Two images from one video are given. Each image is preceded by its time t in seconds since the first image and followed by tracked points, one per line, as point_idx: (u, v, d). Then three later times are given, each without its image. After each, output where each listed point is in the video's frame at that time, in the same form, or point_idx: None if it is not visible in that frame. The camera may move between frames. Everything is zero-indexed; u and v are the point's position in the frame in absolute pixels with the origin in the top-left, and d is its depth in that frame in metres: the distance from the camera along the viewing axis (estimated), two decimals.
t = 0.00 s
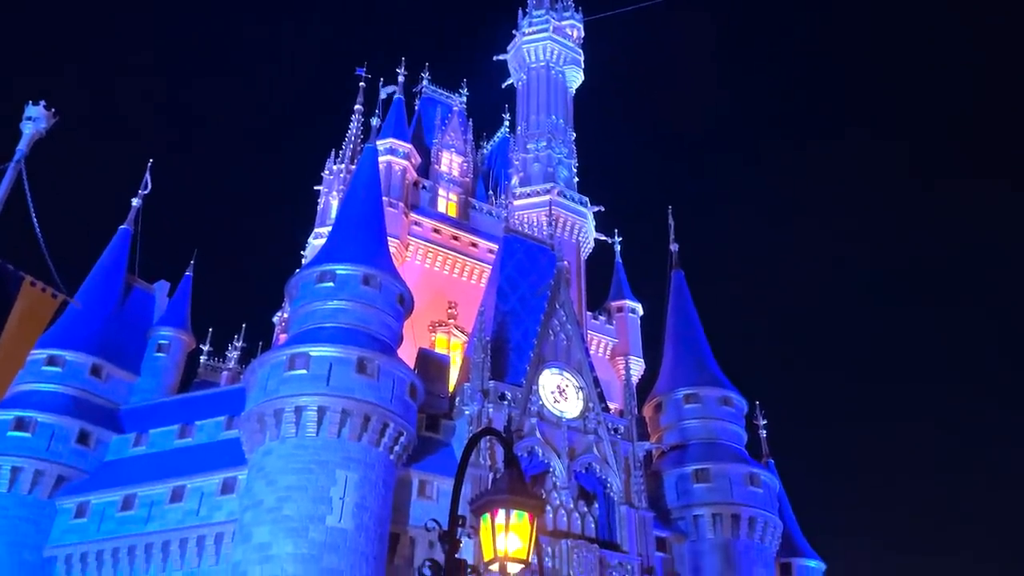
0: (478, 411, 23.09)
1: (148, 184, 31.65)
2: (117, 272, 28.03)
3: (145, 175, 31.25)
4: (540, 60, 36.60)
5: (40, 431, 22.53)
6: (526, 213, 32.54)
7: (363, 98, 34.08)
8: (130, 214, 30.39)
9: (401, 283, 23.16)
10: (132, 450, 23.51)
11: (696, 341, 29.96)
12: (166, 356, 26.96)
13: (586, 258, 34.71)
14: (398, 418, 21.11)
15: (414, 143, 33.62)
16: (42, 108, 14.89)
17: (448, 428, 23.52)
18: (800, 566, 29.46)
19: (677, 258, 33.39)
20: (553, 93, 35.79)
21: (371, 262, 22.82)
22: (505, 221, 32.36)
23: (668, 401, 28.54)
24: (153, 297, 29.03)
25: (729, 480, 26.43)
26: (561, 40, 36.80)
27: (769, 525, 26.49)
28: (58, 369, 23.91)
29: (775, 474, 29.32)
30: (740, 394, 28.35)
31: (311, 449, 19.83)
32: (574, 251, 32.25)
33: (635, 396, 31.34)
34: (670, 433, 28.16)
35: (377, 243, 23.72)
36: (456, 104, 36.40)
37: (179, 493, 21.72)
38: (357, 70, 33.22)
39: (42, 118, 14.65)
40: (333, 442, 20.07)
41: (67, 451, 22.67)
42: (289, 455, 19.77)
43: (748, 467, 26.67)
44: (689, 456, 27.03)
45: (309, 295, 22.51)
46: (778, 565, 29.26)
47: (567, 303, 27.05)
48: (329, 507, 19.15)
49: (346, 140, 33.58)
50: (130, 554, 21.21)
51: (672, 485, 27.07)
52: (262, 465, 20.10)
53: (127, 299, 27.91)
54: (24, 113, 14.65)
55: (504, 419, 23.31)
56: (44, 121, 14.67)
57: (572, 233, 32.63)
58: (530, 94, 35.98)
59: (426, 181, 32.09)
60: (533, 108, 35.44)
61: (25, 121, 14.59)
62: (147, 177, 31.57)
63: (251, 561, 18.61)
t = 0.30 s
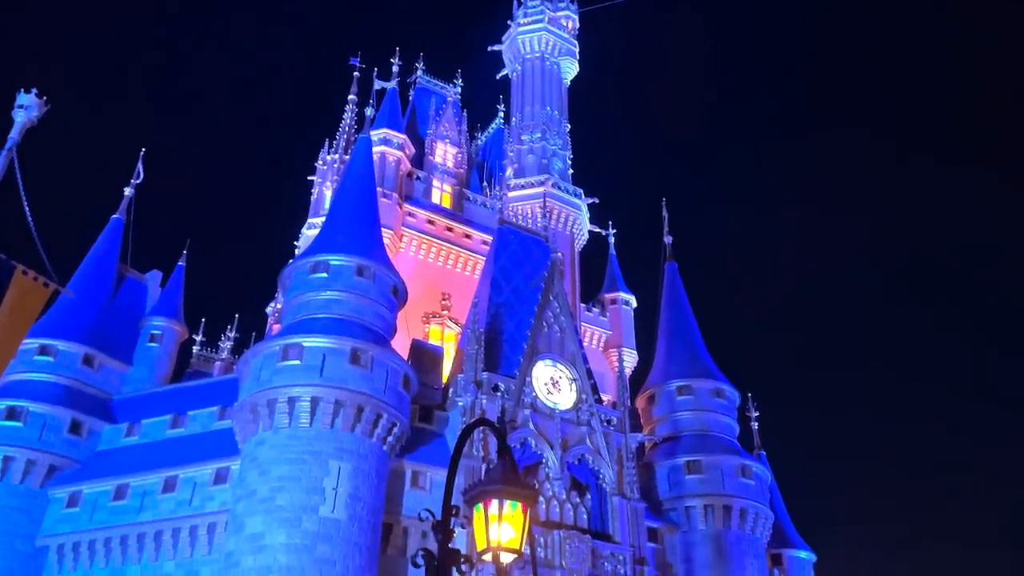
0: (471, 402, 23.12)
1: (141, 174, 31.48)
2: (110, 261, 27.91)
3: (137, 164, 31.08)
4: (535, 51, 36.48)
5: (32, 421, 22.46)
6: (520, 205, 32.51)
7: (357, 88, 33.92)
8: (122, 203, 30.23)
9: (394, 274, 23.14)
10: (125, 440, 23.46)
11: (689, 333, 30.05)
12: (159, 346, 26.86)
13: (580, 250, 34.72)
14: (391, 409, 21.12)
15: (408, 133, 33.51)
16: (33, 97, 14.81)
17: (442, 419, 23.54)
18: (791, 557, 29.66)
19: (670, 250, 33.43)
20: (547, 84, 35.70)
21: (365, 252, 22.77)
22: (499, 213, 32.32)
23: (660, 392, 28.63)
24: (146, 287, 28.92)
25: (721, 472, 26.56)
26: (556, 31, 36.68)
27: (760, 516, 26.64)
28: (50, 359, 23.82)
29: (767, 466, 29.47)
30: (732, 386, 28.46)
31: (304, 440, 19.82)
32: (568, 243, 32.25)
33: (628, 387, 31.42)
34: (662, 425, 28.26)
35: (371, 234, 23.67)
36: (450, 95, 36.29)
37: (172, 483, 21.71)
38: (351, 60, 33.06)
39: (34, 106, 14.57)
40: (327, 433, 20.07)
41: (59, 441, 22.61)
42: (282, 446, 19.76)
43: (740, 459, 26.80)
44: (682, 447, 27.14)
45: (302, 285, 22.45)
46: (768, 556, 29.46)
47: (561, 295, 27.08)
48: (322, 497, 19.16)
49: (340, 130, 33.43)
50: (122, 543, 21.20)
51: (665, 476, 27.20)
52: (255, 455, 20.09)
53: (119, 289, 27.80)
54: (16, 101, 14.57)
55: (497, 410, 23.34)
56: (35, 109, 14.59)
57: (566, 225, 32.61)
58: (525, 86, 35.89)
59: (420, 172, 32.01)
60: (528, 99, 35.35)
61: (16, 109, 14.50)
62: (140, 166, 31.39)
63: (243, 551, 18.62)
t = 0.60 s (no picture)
0: (465, 393, 23.15)
1: (132, 163, 31.29)
2: (101, 251, 27.76)
3: (129, 153, 30.88)
4: (530, 42, 36.38)
5: (24, 410, 22.37)
6: (514, 196, 32.47)
7: (350, 78, 33.77)
8: (114, 192, 30.04)
9: (388, 265, 23.11)
10: (117, 430, 23.41)
11: (681, 325, 30.14)
12: (151, 335, 26.77)
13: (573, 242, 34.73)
14: (384, 400, 21.13)
15: (402, 124, 33.40)
16: (25, 84, 14.75)
17: (435, 410, 23.57)
18: (781, 548, 29.88)
19: (664, 243, 33.47)
20: (542, 75, 35.62)
21: (358, 243, 22.72)
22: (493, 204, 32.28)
23: (653, 384, 28.72)
24: (138, 277, 28.79)
25: (713, 463, 26.71)
26: (550, 22, 36.58)
27: (751, 507, 26.81)
28: (41, 348, 23.71)
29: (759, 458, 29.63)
30: (725, 378, 28.57)
31: (297, 431, 19.82)
32: (562, 234, 32.25)
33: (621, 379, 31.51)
34: (655, 416, 28.37)
35: (364, 225, 23.62)
36: (444, 86, 36.18)
37: (164, 473, 21.69)
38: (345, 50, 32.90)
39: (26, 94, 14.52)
40: (320, 423, 20.06)
41: (51, 430, 22.54)
42: (275, 436, 19.75)
43: (731, 450, 26.94)
44: (674, 439, 27.26)
45: (295, 276, 22.40)
46: (759, 547, 29.67)
47: (554, 287, 27.10)
48: (315, 488, 19.18)
49: (333, 121, 33.28)
50: (114, 533, 21.19)
51: (657, 468, 27.33)
52: (248, 445, 20.08)
53: (111, 278, 27.67)
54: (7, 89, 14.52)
55: (490, 401, 23.39)
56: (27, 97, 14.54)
57: (560, 217, 32.60)
58: (519, 77, 35.80)
59: (414, 162, 31.93)
60: (522, 90, 35.27)
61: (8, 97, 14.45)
62: (132, 155, 31.19)
63: (236, 542, 18.63)
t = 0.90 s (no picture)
0: (458, 384, 23.15)
1: (124, 152, 31.10)
2: (94, 240, 27.62)
3: (121, 142, 30.69)
4: (524, 33, 36.27)
5: (16, 400, 22.28)
6: (508, 188, 32.42)
7: (344, 68, 33.62)
8: (106, 181, 29.88)
9: (381, 256, 23.06)
10: (109, 421, 23.35)
11: (674, 318, 30.20)
12: (144, 326, 26.78)
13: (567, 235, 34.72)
14: (377, 391, 21.13)
15: (396, 115, 33.28)
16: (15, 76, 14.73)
17: (428, 401, 23.58)
18: (772, 539, 30.08)
19: (658, 236, 33.49)
20: (536, 67, 35.52)
21: (351, 234, 22.66)
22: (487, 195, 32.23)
23: (646, 376, 28.80)
24: (130, 267, 28.67)
25: (705, 455, 26.82)
26: (545, 13, 36.46)
27: (743, 499, 26.94)
28: (33, 338, 23.59)
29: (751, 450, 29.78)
30: (717, 371, 28.66)
31: (290, 421, 19.80)
32: (556, 227, 32.23)
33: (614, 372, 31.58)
34: (647, 408, 28.45)
35: (358, 216, 23.56)
36: (438, 76, 36.06)
37: (157, 463, 21.65)
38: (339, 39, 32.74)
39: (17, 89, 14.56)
40: (313, 414, 20.05)
41: (43, 420, 22.46)
42: (267, 427, 19.73)
43: (723, 442, 27.07)
44: (666, 431, 27.36)
45: (289, 267, 22.33)
46: (750, 538, 29.85)
47: (548, 279, 27.10)
48: (308, 478, 19.18)
49: (327, 111, 33.14)
50: (107, 523, 21.16)
51: (649, 459, 27.43)
52: (240, 436, 20.05)
53: (103, 268, 27.54)
54: None
55: (484, 392, 23.41)
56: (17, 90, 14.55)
57: (554, 209, 32.57)
58: (514, 68, 35.69)
59: (408, 153, 31.83)
60: (517, 81, 35.17)
61: None
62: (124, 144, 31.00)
63: (228, 532, 18.63)
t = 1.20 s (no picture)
0: (452, 376, 23.15)
1: (117, 141, 30.91)
2: (85, 230, 27.46)
3: (113, 131, 30.49)
4: (519, 24, 36.15)
5: (7, 390, 22.18)
6: (502, 179, 32.37)
7: (338, 58, 33.45)
8: (98, 171, 29.69)
9: (375, 247, 23.02)
10: (101, 411, 23.28)
11: (668, 310, 30.26)
12: (136, 316, 26.57)
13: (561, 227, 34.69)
14: (371, 382, 21.12)
15: (390, 105, 33.17)
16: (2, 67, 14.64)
17: (422, 392, 23.58)
18: (763, 530, 30.24)
19: (652, 228, 33.51)
20: (531, 58, 35.41)
21: (345, 225, 22.60)
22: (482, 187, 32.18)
23: (639, 368, 28.87)
24: (123, 257, 28.53)
25: (697, 447, 26.94)
26: (540, 4, 36.33)
27: (735, 491, 27.06)
28: (25, 328, 23.48)
29: (743, 442, 29.92)
30: (710, 363, 28.75)
31: (283, 412, 19.78)
32: (550, 219, 32.21)
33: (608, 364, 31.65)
34: (640, 400, 28.54)
35: (351, 207, 23.49)
36: (433, 67, 35.93)
37: (150, 454, 21.62)
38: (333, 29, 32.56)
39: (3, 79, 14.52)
40: (307, 405, 20.04)
41: (35, 411, 22.38)
42: (261, 418, 19.71)
43: (716, 434, 27.18)
44: (659, 423, 27.45)
45: (282, 258, 22.27)
46: (742, 529, 30.00)
47: (542, 271, 27.09)
48: (301, 469, 19.18)
49: (321, 101, 32.99)
50: (100, 514, 21.13)
51: (642, 451, 27.54)
52: (234, 427, 20.02)
53: (95, 258, 27.40)
54: None
55: (477, 384, 23.44)
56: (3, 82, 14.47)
57: (548, 201, 32.54)
58: (508, 59, 35.57)
59: (402, 144, 31.73)
60: (512, 72, 35.07)
61: None
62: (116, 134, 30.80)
63: (221, 523, 18.63)
